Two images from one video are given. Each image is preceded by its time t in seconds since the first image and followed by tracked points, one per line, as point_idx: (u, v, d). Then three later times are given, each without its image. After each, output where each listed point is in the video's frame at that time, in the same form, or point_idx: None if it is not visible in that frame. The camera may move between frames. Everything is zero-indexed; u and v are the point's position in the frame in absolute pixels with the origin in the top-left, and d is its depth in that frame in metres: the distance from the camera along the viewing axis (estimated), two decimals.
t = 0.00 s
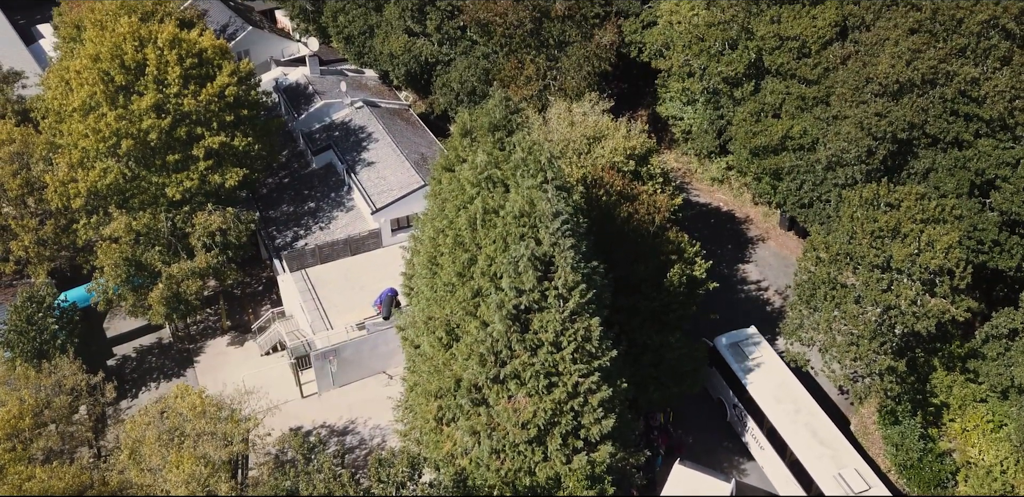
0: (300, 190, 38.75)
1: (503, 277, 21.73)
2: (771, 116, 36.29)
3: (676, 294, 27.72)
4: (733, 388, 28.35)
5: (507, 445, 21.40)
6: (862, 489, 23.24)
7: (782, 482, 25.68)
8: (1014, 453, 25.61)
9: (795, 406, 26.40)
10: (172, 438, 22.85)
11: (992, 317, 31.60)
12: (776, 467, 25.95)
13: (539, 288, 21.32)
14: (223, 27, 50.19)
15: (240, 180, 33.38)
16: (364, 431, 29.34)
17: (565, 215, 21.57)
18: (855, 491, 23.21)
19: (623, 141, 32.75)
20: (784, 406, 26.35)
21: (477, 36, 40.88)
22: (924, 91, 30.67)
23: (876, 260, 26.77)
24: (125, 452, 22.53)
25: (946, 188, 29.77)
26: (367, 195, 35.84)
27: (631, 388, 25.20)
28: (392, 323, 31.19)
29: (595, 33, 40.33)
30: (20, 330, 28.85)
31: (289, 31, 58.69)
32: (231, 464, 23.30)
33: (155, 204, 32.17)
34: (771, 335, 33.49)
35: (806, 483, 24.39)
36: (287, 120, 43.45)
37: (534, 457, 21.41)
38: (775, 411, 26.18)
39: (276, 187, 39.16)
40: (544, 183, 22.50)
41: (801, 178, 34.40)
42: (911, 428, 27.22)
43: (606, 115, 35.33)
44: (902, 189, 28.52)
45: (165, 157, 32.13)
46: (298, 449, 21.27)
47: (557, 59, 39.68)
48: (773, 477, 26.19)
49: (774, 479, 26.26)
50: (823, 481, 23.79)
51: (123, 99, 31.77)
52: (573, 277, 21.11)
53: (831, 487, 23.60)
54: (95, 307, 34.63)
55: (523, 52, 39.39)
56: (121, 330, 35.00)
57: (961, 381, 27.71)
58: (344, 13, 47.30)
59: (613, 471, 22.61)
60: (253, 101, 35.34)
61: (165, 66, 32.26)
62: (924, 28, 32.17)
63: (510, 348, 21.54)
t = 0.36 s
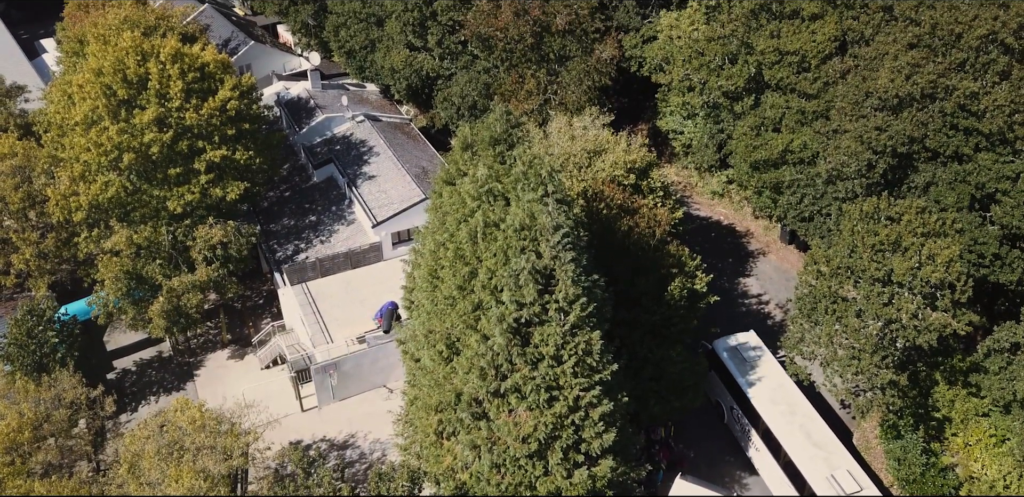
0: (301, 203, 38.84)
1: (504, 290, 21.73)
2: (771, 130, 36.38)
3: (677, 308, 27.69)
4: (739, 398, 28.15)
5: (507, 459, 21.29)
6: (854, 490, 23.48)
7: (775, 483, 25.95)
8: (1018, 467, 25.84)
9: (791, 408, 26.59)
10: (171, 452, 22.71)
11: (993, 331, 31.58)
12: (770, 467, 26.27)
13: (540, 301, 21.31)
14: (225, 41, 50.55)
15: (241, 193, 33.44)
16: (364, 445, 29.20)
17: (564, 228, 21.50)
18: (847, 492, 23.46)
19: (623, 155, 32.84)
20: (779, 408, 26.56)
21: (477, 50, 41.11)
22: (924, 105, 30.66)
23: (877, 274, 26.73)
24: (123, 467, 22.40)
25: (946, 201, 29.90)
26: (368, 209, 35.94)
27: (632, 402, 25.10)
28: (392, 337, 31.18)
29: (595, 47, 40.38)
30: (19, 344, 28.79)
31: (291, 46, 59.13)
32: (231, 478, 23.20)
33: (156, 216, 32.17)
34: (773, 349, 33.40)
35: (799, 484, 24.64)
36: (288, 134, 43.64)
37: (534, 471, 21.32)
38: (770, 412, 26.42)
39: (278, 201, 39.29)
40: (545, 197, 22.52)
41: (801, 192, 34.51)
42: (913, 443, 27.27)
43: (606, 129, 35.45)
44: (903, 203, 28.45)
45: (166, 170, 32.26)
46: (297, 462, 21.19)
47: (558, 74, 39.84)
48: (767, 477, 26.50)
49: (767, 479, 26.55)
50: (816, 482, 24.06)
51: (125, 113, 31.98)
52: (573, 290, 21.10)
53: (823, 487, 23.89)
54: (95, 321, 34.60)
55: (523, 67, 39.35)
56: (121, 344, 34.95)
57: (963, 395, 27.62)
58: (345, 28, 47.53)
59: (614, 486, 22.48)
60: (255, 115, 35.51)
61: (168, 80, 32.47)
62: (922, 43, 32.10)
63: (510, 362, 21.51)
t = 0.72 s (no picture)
0: (302, 219, 38.95)
1: (505, 306, 21.75)
2: (771, 145, 36.41)
3: (678, 323, 27.68)
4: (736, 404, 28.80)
5: (508, 476, 21.10)
6: (845, 491, 24.00)
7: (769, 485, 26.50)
8: (1021, 484, 25.86)
9: (787, 413, 27.18)
10: (170, 468, 22.58)
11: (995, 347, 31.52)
12: (764, 470, 26.85)
13: (540, 316, 21.33)
14: (227, 58, 50.89)
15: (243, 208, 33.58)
16: (364, 462, 29.05)
17: (565, 243, 21.57)
18: (838, 492, 23.98)
19: (623, 171, 32.92)
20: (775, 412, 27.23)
21: (479, 66, 41.39)
22: (923, 121, 30.82)
23: (878, 289, 26.72)
24: (122, 483, 22.26)
25: (946, 216, 29.92)
26: (369, 224, 36.06)
27: (633, 418, 24.98)
28: (392, 352, 31.17)
29: (595, 63, 40.72)
30: (19, 360, 28.71)
31: (293, 63, 59.60)
32: (230, 494, 23.08)
33: (157, 232, 32.41)
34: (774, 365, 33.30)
35: (792, 485, 25.20)
36: (290, 149, 43.86)
37: (535, 488, 21.15)
38: (766, 415, 27.08)
39: (279, 216, 39.42)
40: (546, 212, 22.60)
41: (802, 207, 34.58)
42: (915, 459, 27.03)
43: (607, 145, 35.59)
44: (903, 218, 28.54)
45: (168, 186, 32.43)
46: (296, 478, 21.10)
47: (558, 90, 40.06)
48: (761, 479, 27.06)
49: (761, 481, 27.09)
50: (807, 482, 24.60)
51: (127, 129, 32.23)
52: (574, 306, 21.11)
53: (815, 488, 24.41)
54: (95, 336, 34.56)
55: (524, 83, 39.58)
56: (121, 359, 34.89)
57: (965, 411, 27.73)
58: (347, 44, 48.03)
59: None
60: (256, 131, 35.75)
61: (170, 96, 32.78)
62: (922, 59, 32.53)
63: (511, 377, 21.49)
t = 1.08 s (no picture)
0: (303, 234, 39.03)
1: (506, 321, 21.74)
2: (771, 161, 36.47)
3: (679, 339, 27.62)
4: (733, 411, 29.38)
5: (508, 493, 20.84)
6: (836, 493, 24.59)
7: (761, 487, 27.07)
8: None
9: (779, 418, 27.89)
10: (169, 486, 22.26)
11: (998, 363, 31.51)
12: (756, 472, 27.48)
13: (542, 331, 21.33)
14: (230, 74, 51.24)
15: (244, 223, 33.66)
16: (364, 478, 28.85)
17: (566, 258, 21.62)
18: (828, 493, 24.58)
19: (624, 186, 32.95)
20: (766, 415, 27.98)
21: (480, 83, 41.60)
22: (923, 137, 31.06)
23: (879, 304, 26.74)
24: None
25: (947, 232, 29.95)
26: (370, 239, 36.13)
27: (635, 434, 24.86)
28: (392, 367, 31.13)
29: (596, 80, 40.99)
30: (18, 375, 28.62)
31: (295, 79, 60.02)
32: None
33: (159, 247, 32.55)
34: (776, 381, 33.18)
35: (784, 486, 25.84)
36: (291, 165, 44.06)
37: None
38: (761, 419, 27.79)
39: (280, 231, 39.52)
40: (546, 227, 22.67)
41: (802, 222, 34.62)
42: (919, 476, 27.22)
43: (607, 161, 35.70)
44: (903, 234, 28.52)
45: (170, 201, 32.58)
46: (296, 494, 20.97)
47: (559, 106, 40.26)
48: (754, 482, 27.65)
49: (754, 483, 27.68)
50: (799, 483, 25.21)
51: (130, 144, 32.44)
52: (575, 321, 21.08)
53: (807, 489, 25.01)
54: (95, 352, 34.49)
55: (525, 99, 39.82)
56: (120, 375, 34.80)
57: (968, 427, 27.41)
58: (349, 61, 48.34)
59: None
60: (258, 146, 35.95)
61: (172, 112, 33.00)
62: (921, 76, 32.72)
63: (512, 393, 21.42)
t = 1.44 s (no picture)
0: (304, 248, 39.10)
1: (506, 335, 21.73)
2: (771, 176, 36.57)
3: (680, 353, 27.69)
4: (732, 414, 29.83)
5: None
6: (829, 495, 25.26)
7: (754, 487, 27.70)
8: None
9: (773, 418, 28.51)
10: None
11: (1000, 377, 31.49)
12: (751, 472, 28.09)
13: (542, 346, 21.35)
14: (232, 88, 51.50)
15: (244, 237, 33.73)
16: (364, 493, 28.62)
17: (567, 272, 21.67)
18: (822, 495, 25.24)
19: (624, 200, 32.94)
20: (759, 415, 28.65)
21: (481, 97, 41.84)
22: (923, 151, 31.22)
23: (881, 319, 26.78)
24: None
25: (948, 246, 30.03)
26: (371, 252, 36.20)
27: (636, 449, 24.77)
28: (392, 381, 30.97)
29: (596, 94, 41.17)
30: (18, 389, 28.52)
31: (297, 94, 60.32)
32: None
33: (159, 261, 32.54)
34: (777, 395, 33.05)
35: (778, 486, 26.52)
36: (292, 179, 44.20)
37: None
38: (756, 421, 28.35)
39: (281, 245, 39.58)
40: (547, 241, 22.71)
41: (803, 236, 34.62)
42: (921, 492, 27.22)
43: (608, 174, 35.76)
44: (904, 247, 28.48)
45: (171, 215, 32.68)
46: None
47: (559, 120, 40.40)
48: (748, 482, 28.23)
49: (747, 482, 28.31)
50: (793, 485, 25.86)
51: (131, 158, 32.59)
52: (576, 335, 21.13)
53: (800, 490, 25.68)
54: (96, 365, 34.43)
55: (526, 114, 40.02)
56: (120, 389, 34.68)
57: (971, 441, 27.63)
58: (351, 75, 48.48)
59: None
60: (259, 160, 36.13)
61: (174, 126, 33.18)
62: (921, 90, 32.77)
63: (513, 407, 21.36)
